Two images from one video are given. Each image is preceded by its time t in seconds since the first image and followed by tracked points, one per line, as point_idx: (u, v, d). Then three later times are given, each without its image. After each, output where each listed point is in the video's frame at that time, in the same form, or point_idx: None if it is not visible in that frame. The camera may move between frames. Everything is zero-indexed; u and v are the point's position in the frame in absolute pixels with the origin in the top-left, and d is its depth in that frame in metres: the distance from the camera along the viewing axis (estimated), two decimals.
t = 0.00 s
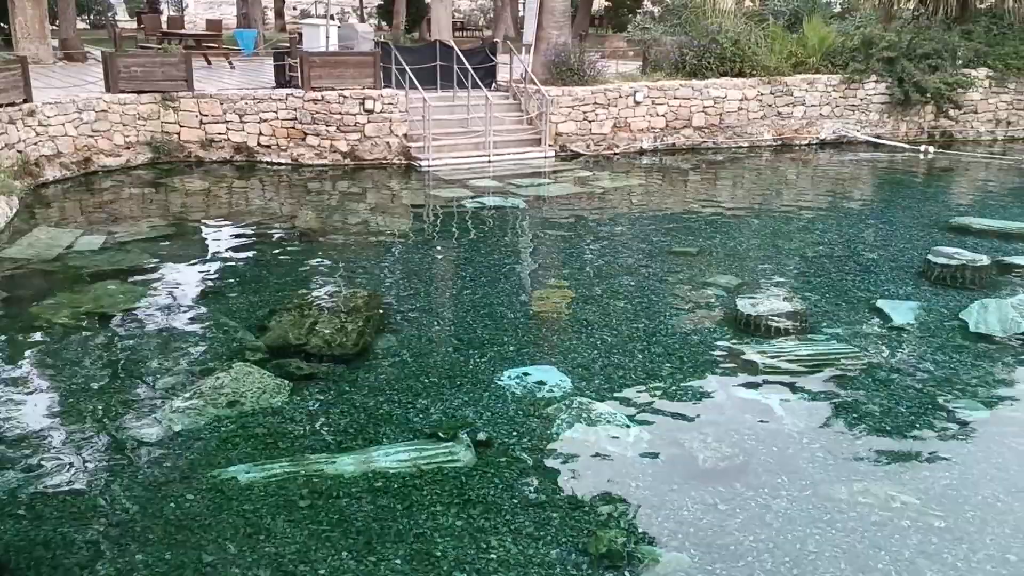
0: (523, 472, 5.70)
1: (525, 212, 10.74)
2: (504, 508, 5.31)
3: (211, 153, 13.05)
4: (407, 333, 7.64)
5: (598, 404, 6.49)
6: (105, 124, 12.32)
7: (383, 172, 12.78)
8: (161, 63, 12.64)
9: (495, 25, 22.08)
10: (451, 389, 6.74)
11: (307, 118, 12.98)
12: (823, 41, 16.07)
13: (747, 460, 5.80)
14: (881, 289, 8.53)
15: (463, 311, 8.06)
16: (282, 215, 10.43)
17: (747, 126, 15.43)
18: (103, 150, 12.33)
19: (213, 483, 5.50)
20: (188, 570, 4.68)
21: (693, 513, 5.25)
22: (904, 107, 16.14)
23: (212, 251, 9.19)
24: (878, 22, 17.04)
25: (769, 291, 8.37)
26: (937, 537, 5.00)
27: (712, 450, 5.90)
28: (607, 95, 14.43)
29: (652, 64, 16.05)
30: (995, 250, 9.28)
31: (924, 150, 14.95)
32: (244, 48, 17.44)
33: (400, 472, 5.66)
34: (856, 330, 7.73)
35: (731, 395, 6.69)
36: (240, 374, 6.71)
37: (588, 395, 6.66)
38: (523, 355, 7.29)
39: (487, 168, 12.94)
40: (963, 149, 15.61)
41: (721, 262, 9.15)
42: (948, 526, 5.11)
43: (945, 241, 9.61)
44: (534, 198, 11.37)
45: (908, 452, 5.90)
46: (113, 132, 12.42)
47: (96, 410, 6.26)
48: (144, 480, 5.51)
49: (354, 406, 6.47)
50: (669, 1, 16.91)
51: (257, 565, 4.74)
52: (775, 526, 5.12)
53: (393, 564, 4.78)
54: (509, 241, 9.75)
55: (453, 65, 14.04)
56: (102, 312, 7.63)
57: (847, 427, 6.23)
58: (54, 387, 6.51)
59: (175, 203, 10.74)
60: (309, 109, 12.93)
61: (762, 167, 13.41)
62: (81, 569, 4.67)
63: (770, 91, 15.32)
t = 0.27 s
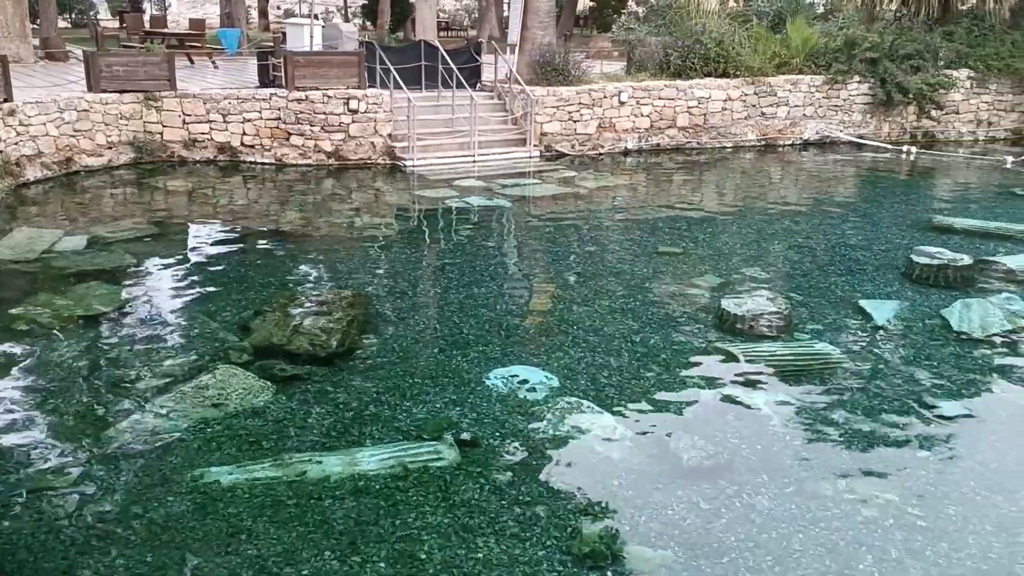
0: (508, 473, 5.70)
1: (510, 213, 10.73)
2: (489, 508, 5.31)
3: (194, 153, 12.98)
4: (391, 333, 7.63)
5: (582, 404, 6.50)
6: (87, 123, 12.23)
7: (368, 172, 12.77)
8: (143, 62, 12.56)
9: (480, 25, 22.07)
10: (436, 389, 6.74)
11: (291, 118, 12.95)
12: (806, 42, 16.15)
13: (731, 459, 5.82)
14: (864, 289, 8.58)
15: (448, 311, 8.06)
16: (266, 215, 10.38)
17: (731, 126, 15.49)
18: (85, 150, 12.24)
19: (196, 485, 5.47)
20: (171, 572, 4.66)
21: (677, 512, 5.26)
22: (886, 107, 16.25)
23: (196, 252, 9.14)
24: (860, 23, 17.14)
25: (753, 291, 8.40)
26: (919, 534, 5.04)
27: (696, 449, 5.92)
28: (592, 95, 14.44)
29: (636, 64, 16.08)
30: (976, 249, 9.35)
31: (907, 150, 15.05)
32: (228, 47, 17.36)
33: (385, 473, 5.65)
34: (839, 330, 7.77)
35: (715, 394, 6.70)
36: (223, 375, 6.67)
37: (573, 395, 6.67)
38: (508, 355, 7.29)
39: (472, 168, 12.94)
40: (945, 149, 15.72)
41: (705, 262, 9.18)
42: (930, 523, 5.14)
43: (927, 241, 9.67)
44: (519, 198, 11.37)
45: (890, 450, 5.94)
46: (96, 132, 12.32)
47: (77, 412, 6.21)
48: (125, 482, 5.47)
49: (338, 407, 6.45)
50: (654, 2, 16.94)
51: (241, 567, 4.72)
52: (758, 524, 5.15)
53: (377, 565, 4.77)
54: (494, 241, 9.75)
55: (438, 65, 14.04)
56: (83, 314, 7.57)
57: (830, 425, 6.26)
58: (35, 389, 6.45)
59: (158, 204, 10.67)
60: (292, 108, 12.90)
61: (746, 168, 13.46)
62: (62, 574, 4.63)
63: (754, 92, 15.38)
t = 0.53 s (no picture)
0: (493, 473, 5.69)
1: (494, 213, 10.73)
2: (474, 509, 5.30)
3: (176, 154, 12.92)
4: (375, 334, 7.61)
5: (567, 404, 6.50)
6: (67, 124, 12.14)
7: (351, 173, 12.75)
8: (124, 62, 12.47)
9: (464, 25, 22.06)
10: (420, 390, 6.72)
11: (274, 118, 12.90)
12: (789, 42, 16.23)
13: (715, 458, 5.84)
14: (846, 287, 8.63)
15: (432, 311, 8.05)
16: (249, 216, 10.34)
17: (715, 126, 15.54)
18: (66, 150, 12.15)
19: (180, 487, 5.43)
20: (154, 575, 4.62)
21: (662, 511, 5.27)
22: (868, 107, 16.34)
23: (178, 253, 9.10)
24: (842, 24, 17.23)
25: (736, 290, 8.44)
26: (901, 532, 5.06)
27: (681, 448, 5.93)
28: (576, 95, 14.46)
29: (620, 64, 16.11)
30: (956, 248, 9.42)
31: (889, 150, 15.15)
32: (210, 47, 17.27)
33: (369, 474, 5.64)
34: (822, 328, 7.82)
35: (699, 394, 6.72)
36: (206, 376, 6.64)
37: (557, 395, 6.67)
38: (492, 355, 7.29)
39: (455, 168, 12.94)
40: (926, 149, 15.83)
41: (689, 261, 9.21)
42: (912, 520, 5.17)
43: (908, 240, 9.74)
44: (503, 198, 11.37)
45: (874, 448, 5.97)
46: (76, 132, 12.23)
47: (58, 415, 6.16)
48: (107, 485, 5.43)
49: (322, 408, 6.43)
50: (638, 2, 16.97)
51: (225, 570, 4.69)
52: (742, 523, 5.16)
53: (362, 566, 4.75)
54: (478, 241, 9.75)
55: (422, 65, 14.04)
56: (64, 316, 7.51)
57: (814, 425, 6.28)
58: (14, 391, 6.40)
59: (140, 205, 10.61)
60: (275, 109, 12.85)
61: (730, 167, 13.52)
62: None
63: (737, 92, 15.44)
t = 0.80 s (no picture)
0: (476, 473, 5.68)
1: (476, 213, 10.72)
2: (457, 509, 5.29)
3: (155, 154, 12.83)
4: (357, 335, 7.58)
5: (550, 404, 6.49)
6: (44, 124, 12.03)
7: (332, 173, 12.70)
8: (102, 62, 12.34)
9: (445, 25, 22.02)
10: (402, 391, 6.70)
11: (253, 118, 12.83)
12: (768, 42, 16.31)
13: (698, 457, 5.85)
14: (825, 285, 8.68)
15: (414, 312, 8.03)
16: (230, 217, 10.27)
17: (695, 126, 15.60)
18: (42, 151, 12.07)
19: (160, 490, 5.39)
20: None
21: (644, 510, 5.28)
22: (847, 106, 16.45)
23: (158, 254, 9.03)
24: (821, 23, 17.34)
25: (718, 289, 8.47)
26: (882, 528, 5.09)
27: (663, 447, 5.95)
28: (557, 95, 14.47)
29: (601, 64, 16.13)
30: (934, 246, 9.50)
31: (867, 149, 15.26)
32: (189, 47, 17.15)
33: (352, 475, 5.61)
34: (802, 326, 7.86)
35: (682, 393, 6.73)
36: (187, 379, 6.59)
37: (539, 395, 6.67)
38: (474, 355, 7.28)
39: (437, 168, 12.92)
40: (905, 148, 15.96)
41: (670, 260, 9.24)
42: (892, 516, 5.21)
43: (886, 239, 9.82)
44: (485, 198, 11.37)
45: (855, 445, 6.00)
46: (53, 133, 12.13)
47: (36, 418, 6.10)
48: (87, 489, 5.37)
49: (304, 410, 6.40)
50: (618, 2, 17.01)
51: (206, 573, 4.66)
52: (725, 521, 5.18)
53: (344, 567, 4.73)
54: (460, 241, 9.74)
55: (403, 65, 14.04)
56: (42, 318, 7.43)
57: (795, 422, 6.31)
58: None
59: (119, 206, 10.52)
60: (255, 109, 12.79)
61: (710, 167, 13.57)
62: None
63: (718, 92, 15.51)
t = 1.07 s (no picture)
0: (452, 475, 5.67)
1: (450, 213, 10.71)
2: (433, 511, 5.28)
3: (124, 155, 12.69)
4: (331, 336, 7.54)
5: (525, 404, 6.49)
6: (10, 125, 11.87)
7: (305, 174, 12.64)
8: (69, 63, 12.23)
9: (418, 26, 22.00)
10: (377, 393, 6.67)
11: (225, 119, 12.73)
12: (740, 42, 16.44)
13: (672, 455, 5.88)
14: (797, 284, 8.76)
15: (389, 313, 8.00)
16: (201, 218, 10.18)
17: (669, 126, 15.69)
18: (9, 152, 11.92)
19: (132, 495, 5.32)
20: None
21: (620, 509, 5.30)
22: (819, 107, 16.61)
23: (128, 257, 8.93)
24: (792, 25, 17.50)
25: (692, 288, 8.52)
26: (855, 525, 5.14)
27: (637, 446, 5.97)
28: (531, 95, 14.48)
29: (574, 65, 16.18)
30: (903, 245, 9.61)
31: (838, 149, 15.42)
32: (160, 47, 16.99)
33: (326, 478, 5.58)
34: (775, 325, 7.92)
35: (657, 392, 6.76)
36: (158, 383, 6.52)
37: (514, 395, 6.66)
38: (449, 356, 7.27)
39: (411, 169, 12.90)
40: (875, 148, 16.15)
41: (645, 260, 9.28)
42: (864, 513, 5.26)
43: (857, 238, 9.92)
44: (459, 199, 11.36)
45: (828, 443, 6.05)
46: (20, 134, 11.97)
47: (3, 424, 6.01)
48: (56, 495, 5.30)
49: (278, 413, 6.35)
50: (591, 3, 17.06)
51: None
52: (699, 520, 5.20)
53: (319, 571, 4.70)
54: (434, 242, 9.72)
55: (375, 65, 14.04)
56: (9, 322, 7.33)
57: (768, 421, 6.36)
58: None
59: (88, 208, 10.40)
60: (227, 109, 12.69)
61: (684, 167, 13.65)
62: None
63: (691, 92, 15.60)
